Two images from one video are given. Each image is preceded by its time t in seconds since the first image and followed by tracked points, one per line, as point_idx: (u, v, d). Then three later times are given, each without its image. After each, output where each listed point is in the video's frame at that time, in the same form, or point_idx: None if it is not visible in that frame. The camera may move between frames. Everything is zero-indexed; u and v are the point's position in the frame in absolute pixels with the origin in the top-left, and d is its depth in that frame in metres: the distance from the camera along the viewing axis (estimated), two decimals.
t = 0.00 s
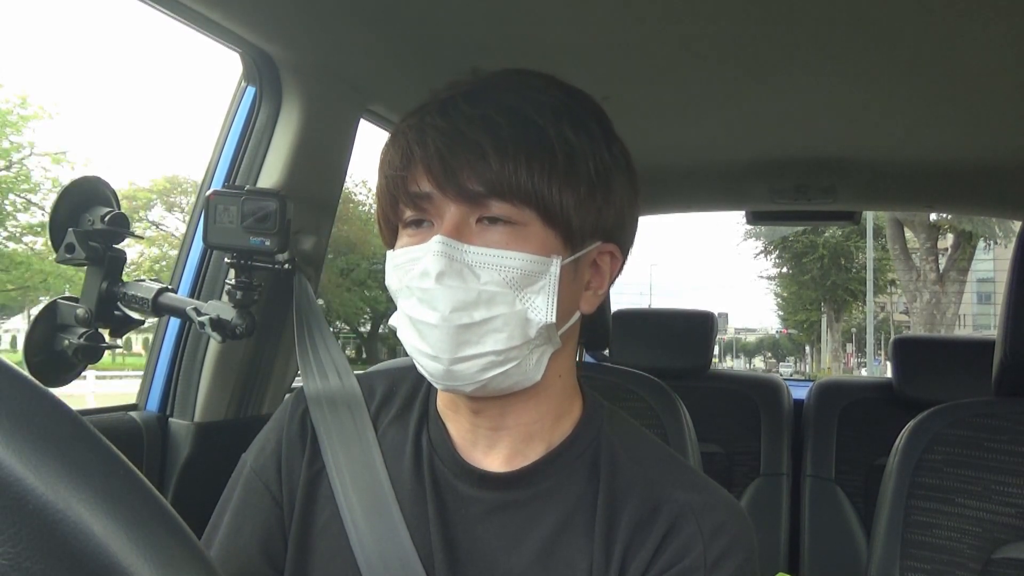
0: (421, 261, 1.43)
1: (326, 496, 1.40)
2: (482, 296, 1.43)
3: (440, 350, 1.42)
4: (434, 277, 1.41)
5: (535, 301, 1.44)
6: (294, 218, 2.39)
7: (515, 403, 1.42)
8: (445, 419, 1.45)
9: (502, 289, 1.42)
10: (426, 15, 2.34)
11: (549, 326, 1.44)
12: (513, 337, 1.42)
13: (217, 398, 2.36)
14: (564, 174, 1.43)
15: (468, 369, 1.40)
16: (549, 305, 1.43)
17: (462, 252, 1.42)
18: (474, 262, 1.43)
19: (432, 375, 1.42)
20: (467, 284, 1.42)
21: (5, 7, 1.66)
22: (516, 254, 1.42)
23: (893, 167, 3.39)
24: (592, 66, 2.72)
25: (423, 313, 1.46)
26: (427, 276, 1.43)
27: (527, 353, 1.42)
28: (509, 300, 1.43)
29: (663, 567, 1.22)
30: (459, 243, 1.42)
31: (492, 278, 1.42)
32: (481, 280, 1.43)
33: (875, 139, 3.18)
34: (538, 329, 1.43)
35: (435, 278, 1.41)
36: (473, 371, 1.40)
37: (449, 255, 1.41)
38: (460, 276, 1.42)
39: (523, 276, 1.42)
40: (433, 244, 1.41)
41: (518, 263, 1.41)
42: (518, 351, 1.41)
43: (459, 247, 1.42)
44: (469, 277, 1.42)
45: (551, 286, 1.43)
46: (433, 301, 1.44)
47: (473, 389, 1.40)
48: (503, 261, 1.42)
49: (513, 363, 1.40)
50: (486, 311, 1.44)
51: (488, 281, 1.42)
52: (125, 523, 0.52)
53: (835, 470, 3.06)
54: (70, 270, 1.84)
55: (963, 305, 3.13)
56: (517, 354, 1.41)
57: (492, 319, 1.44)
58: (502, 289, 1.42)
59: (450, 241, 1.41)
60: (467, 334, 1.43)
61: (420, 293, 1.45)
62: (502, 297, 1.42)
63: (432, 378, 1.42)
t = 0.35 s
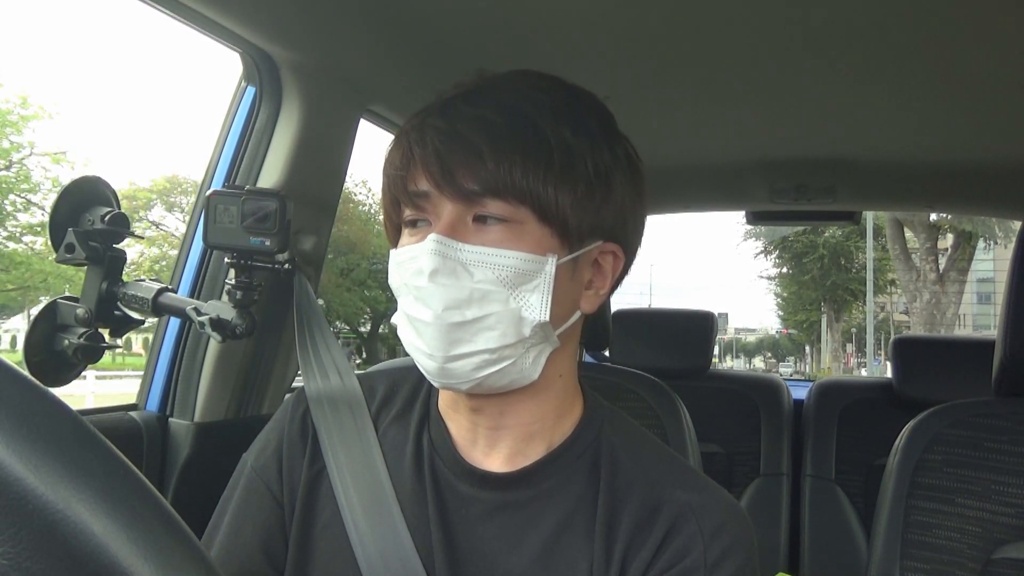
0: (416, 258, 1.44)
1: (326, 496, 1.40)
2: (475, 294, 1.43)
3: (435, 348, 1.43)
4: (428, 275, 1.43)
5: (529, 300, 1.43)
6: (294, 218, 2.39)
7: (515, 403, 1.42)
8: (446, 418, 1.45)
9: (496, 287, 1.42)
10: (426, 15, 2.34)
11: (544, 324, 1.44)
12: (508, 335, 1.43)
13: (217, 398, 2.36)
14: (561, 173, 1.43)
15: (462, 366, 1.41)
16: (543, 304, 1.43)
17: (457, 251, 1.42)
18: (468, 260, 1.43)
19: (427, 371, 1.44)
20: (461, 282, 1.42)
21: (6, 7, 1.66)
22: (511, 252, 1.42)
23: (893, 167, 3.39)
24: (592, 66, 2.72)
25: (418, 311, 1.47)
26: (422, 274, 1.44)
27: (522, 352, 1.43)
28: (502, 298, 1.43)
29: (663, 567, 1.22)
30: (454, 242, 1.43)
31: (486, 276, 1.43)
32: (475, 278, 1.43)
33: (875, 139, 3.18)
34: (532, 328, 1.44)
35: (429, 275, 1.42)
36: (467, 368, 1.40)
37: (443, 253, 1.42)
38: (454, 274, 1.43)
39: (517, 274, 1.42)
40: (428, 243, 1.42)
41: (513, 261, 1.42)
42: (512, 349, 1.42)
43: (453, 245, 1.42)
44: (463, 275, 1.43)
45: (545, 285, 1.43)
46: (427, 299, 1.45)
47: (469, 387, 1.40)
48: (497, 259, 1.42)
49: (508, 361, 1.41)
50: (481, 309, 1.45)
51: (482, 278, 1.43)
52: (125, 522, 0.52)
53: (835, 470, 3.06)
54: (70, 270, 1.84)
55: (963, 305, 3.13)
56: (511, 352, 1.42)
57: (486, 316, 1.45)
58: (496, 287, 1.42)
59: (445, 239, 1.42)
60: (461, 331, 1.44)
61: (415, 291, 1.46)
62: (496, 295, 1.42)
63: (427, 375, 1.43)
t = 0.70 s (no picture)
0: (414, 251, 1.45)
1: (326, 495, 1.40)
2: (471, 287, 1.43)
3: (430, 340, 1.43)
4: (425, 267, 1.43)
5: (525, 295, 1.44)
6: (294, 218, 2.39)
7: (514, 402, 1.42)
8: (445, 418, 1.44)
9: (492, 281, 1.42)
10: (426, 15, 2.34)
11: (540, 320, 1.44)
12: (502, 329, 1.43)
13: (217, 398, 2.36)
14: (559, 170, 1.43)
15: (456, 359, 1.41)
16: (539, 299, 1.43)
17: (454, 244, 1.42)
18: (465, 253, 1.43)
19: (423, 365, 1.44)
20: (457, 275, 1.43)
21: (5, 7, 1.66)
22: (507, 247, 1.42)
23: (893, 167, 3.39)
24: (592, 66, 2.72)
25: (415, 304, 1.47)
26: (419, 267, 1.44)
27: (517, 347, 1.42)
28: (498, 292, 1.43)
29: (663, 567, 1.22)
30: (452, 235, 1.43)
31: (482, 270, 1.43)
32: (472, 271, 1.43)
33: (874, 139, 3.18)
34: (527, 323, 1.43)
35: (425, 268, 1.42)
36: (462, 362, 1.40)
37: (440, 245, 1.42)
38: (450, 267, 1.43)
39: (513, 269, 1.42)
40: (426, 235, 1.42)
41: (509, 256, 1.42)
42: (508, 344, 1.42)
43: (451, 239, 1.42)
44: (459, 268, 1.43)
45: (541, 281, 1.43)
46: (424, 291, 1.45)
47: (463, 380, 1.40)
48: (494, 254, 1.42)
49: (503, 356, 1.41)
50: (477, 302, 1.45)
51: (478, 272, 1.43)
52: (125, 522, 0.52)
53: (835, 470, 3.06)
54: (70, 270, 1.83)
55: (963, 305, 3.10)
56: (507, 347, 1.42)
57: (481, 310, 1.45)
58: (492, 281, 1.42)
59: (443, 232, 1.42)
60: (456, 324, 1.44)
61: (413, 283, 1.46)
62: (491, 289, 1.42)
63: (423, 369, 1.43)
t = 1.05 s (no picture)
0: (423, 251, 1.43)
1: (326, 495, 1.40)
2: (480, 288, 1.42)
3: (439, 341, 1.42)
4: (434, 268, 1.41)
5: (535, 296, 1.43)
6: (294, 218, 2.39)
7: (515, 402, 1.42)
8: (446, 418, 1.44)
9: (502, 282, 1.41)
10: (426, 15, 2.34)
11: (548, 321, 1.43)
12: (512, 330, 1.42)
13: (217, 399, 2.36)
14: (567, 171, 1.43)
15: (465, 361, 1.40)
16: (548, 300, 1.43)
17: (463, 244, 1.42)
18: (474, 254, 1.42)
19: (430, 367, 1.42)
20: (466, 276, 1.42)
21: (6, 7, 1.66)
22: (516, 247, 1.42)
23: (893, 167, 3.39)
24: (592, 66, 2.72)
25: (422, 304, 1.46)
26: (427, 266, 1.43)
27: (525, 348, 1.42)
28: (507, 293, 1.42)
29: (663, 567, 1.22)
30: (461, 235, 1.42)
31: (492, 270, 1.42)
32: (481, 272, 1.42)
33: (874, 139, 3.17)
34: (536, 325, 1.43)
35: (435, 268, 1.41)
36: (471, 363, 1.40)
37: (450, 246, 1.41)
38: (460, 267, 1.42)
39: (523, 270, 1.42)
40: (435, 235, 1.41)
41: (519, 256, 1.41)
42: (516, 345, 1.41)
43: (460, 239, 1.42)
44: (468, 268, 1.42)
45: (550, 282, 1.43)
46: (432, 292, 1.44)
47: (472, 382, 1.40)
48: (503, 255, 1.42)
49: (511, 357, 1.41)
50: (485, 303, 1.44)
51: (487, 273, 1.42)
52: (125, 522, 0.52)
53: (835, 470, 3.06)
54: (70, 270, 1.83)
55: (963, 305, 3.12)
56: (515, 348, 1.41)
57: (490, 311, 1.44)
58: (502, 282, 1.41)
59: (452, 232, 1.41)
60: (464, 325, 1.43)
61: (420, 284, 1.45)
62: (501, 290, 1.41)
63: (430, 370, 1.42)
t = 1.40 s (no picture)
0: (425, 251, 1.43)
1: (327, 495, 1.40)
2: (483, 287, 1.42)
3: (440, 340, 1.42)
4: (437, 267, 1.41)
5: (536, 296, 1.43)
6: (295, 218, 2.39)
7: (516, 402, 1.42)
8: (447, 418, 1.44)
9: (504, 281, 1.41)
10: (426, 15, 2.34)
11: (549, 321, 1.43)
12: (514, 330, 1.42)
13: (217, 399, 2.36)
14: (569, 172, 1.43)
15: (467, 360, 1.40)
16: (549, 300, 1.43)
17: (465, 244, 1.42)
18: (477, 254, 1.42)
19: (432, 366, 1.42)
20: (468, 275, 1.42)
21: (5, 8, 1.66)
22: (518, 247, 1.42)
23: (893, 167, 3.39)
24: (592, 66, 2.71)
25: (425, 304, 1.46)
26: (429, 266, 1.43)
27: (527, 348, 1.42)
28: (509, 293, 1.42)
29: (663, 568, 1.22)
30: (463, 235, 1.42)
31: (494, 270, 1.42)
32: (483, 272, 1.42)
33: (875, 139, 3.17)
34: (538, 324, 1.43)
35: (437, 268, 1.41)
36: (472, 363, 1.39)
37: (452, 245, 1.41)
38: (462, 267, 1.42)
39: (524, 270, 1.42)
40: (437, 235, 1.41)
41: (520, 256, 1.41)
42: (518, 345, 1.41)
43: (463, 238, 1.42)
44: (470, 268, 1.42)
45: (552, 281, 1.43)
46: (434, 291, 1.44)
47: (473, 381, 1.40)
48: (506, 254, 1.42)
49: (513, 357, 1.40)
50: (488, 303, 1.44)
51: (490, 272, 1.42)
52: (126, 522, 0.52)
53: (835, 470, 3.06)
54: (70, 270, 1.83)
55: (963, 305, 3.13)
56: (517, 348, 1.41)
57: (493, 311, 1.43)
58: (504, 282, 1.41)
59: (454, 232, 1.41)
60: (466, 325, 1.43)
61: (422, 284, 1.45)
62: (503, 289, 1.41)
63: (432, 370, 1.42)
